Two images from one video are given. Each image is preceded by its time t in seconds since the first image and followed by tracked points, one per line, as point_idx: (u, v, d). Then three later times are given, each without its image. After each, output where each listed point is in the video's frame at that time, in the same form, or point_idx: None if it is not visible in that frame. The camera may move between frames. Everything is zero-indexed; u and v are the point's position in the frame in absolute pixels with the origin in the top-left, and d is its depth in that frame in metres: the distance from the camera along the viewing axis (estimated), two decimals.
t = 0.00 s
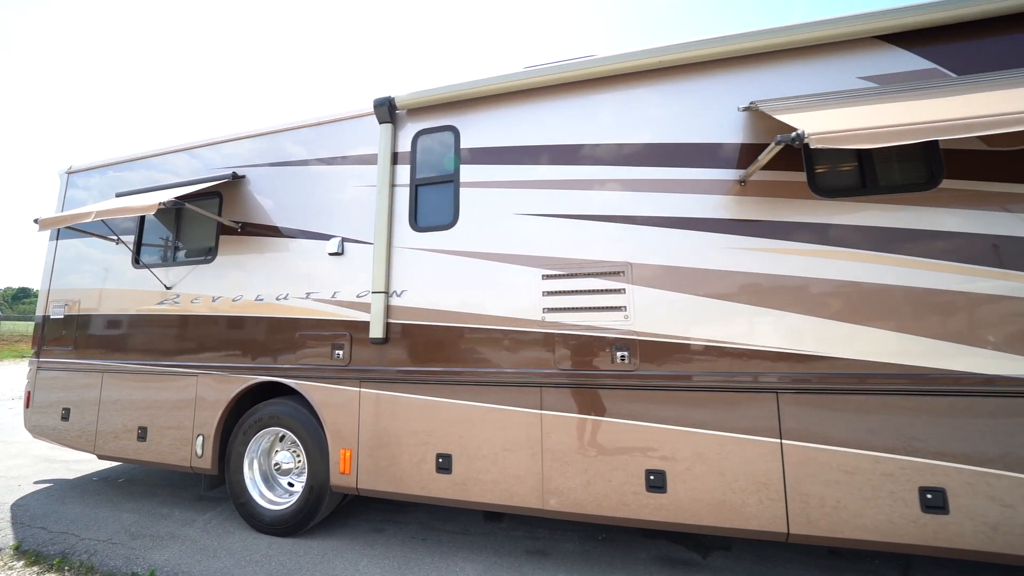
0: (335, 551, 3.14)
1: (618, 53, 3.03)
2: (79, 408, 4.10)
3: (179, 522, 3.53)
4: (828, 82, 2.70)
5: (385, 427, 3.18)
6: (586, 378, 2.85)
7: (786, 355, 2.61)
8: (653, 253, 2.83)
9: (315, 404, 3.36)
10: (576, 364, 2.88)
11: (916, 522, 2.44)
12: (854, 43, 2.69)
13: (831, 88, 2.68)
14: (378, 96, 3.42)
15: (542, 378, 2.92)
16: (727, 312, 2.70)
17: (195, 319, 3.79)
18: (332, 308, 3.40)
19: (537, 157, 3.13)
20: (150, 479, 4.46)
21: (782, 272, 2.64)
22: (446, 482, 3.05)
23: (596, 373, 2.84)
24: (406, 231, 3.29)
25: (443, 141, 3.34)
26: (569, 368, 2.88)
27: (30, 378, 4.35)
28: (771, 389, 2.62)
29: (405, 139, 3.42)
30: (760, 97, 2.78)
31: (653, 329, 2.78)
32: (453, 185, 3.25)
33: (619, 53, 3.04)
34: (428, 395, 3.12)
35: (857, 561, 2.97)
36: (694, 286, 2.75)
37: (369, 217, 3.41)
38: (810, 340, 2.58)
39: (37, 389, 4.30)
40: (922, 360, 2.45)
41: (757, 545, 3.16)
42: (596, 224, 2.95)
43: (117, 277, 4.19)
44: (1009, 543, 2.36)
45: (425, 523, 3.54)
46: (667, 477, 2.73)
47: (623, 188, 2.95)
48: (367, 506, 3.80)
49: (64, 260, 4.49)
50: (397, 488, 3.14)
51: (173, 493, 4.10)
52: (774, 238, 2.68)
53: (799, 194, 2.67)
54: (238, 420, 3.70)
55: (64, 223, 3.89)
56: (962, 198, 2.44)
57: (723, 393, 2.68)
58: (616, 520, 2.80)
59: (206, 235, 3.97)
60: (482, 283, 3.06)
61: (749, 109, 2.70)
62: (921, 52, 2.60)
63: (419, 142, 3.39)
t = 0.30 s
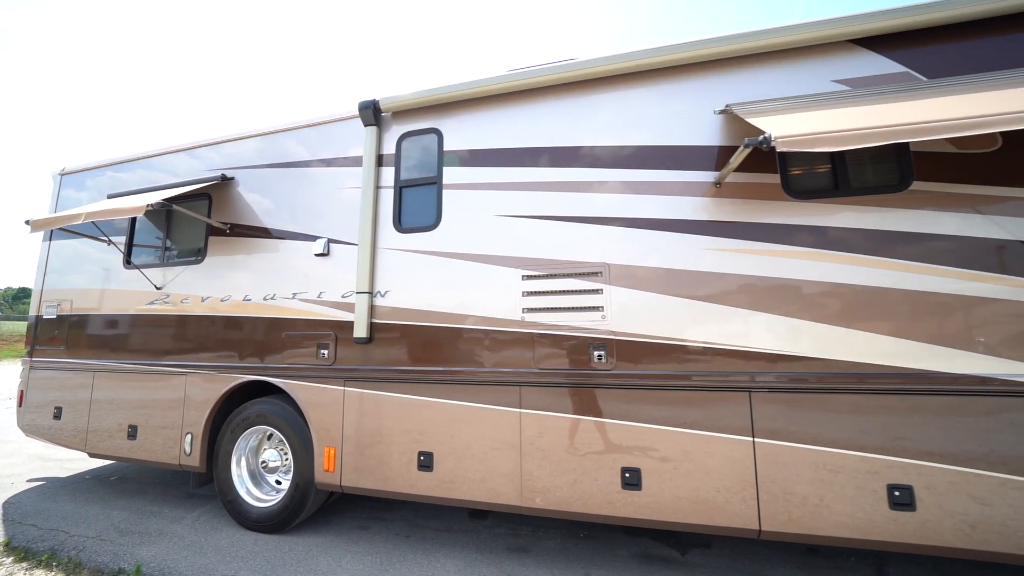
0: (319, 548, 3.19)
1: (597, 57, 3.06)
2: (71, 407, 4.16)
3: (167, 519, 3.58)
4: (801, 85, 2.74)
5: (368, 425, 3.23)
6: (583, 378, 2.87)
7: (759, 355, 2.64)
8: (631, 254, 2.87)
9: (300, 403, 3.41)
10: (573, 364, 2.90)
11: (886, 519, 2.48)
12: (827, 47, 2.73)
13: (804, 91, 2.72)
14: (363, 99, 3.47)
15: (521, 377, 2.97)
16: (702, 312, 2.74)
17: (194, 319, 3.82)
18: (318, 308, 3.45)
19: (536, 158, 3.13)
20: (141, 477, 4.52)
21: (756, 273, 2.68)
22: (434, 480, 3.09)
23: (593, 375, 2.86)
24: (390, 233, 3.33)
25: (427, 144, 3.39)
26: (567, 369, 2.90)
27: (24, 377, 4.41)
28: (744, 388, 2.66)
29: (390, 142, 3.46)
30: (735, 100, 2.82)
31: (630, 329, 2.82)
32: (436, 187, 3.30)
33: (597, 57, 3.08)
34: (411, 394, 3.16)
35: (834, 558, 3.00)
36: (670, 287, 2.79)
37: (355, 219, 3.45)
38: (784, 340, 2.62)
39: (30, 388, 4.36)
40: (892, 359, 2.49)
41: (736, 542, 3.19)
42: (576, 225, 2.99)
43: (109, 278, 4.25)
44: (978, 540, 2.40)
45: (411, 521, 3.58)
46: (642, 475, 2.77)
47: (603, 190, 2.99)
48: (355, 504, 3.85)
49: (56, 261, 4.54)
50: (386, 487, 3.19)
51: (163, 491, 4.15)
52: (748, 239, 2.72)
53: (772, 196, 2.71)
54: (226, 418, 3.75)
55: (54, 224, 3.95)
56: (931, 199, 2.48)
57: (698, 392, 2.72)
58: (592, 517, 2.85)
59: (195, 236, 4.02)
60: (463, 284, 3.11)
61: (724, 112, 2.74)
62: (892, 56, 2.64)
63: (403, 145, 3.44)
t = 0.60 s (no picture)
0: (304, 544, 3.24)
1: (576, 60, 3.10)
2: (62, 406, 4.21)
3: (156, 516, 3.64)
4: (775, 89, 2.79)
5: (351, 423, 3.28)
6: (585, 378, 2.88)
7: (732, 354, 2.70)
8: (608, 255, 2.92)
9: (286, 402, 3.46)
10: (574, 364, 2.90)
11: (853, 515, 2.53)
12: (801, 52, 2.77)
13: (778, 95, 2.77)
14: (349, 101, 3.51)
15: (500, 376, 3.02)
16: (677, 312, 2.78)
17: (193, 319, 3.83)
18: (303, 308, 3.50)
19: (537, 159, 3.14)
20: (132, 474, 4.57)
21: (729, 274, 2.73)
22: (423, 478, 3.13)
23: (595, 374, 2.87)
24: (374, 234, 3.38)
25: (410, 146, 3.43)
26: (569, 368, 2.91)
27: (16, 376, 4.47)
28: (717, 387, 2.71)
29: (375, 144, 3.51)
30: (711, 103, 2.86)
31: (607, 329, 2.87)
32: (419, 189, 3.34)
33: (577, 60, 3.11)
34: (394, 393, 3.21)
35: (810, 554, 3.04)
36: (647, 287, 2.84)
37: (340, 220, 3.50)
38: (756, 339, 2.67)
39: (22, 387, 4.42)
40: (860, 358, 2.54)
41: (714, 538, 3.24)
42: (555, 227, 3.03)
43: (100, 278, 4.30)
44: (943, 535, 2.45)
45: (395, 518, 3.63)
46: (616, 472, 2.82)
47: (582, 192, 3.03)
48: (341, 501, 3.90)
49: (48, 261, 4.60)
50: (378, 485, 3.22)
51: (153, 488, 4.20)
52: (721, 240, 2.77)
53: (746, 198, 2.76)
54: (214, 417, 3.80)
55: (44, 225, 4.00)
56: (899, 202, 2.54)
57: (673, 391, 2.77)
58: (569, 514, 2.90)
59: (184, 236, 4.07)
60: (445, 285, 3.16)
61: (699, 115, 2.78)
62: (864, 61, 2.69)
63: (388, 147, 3.48)
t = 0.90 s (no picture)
0: (288, 541, 3.29)
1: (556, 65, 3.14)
2: (53, 406, 4.26)
3: (144, 514, 3.68)
4: (749, 93, 2.84)
5: (335, 422, 3.33)
6: (584, 378, 2.89)
7: (705, 354, 2.74)
8: (586, 257, 2.96)
9: (272, 402, 3.51)
10: (574, 364, 2.92)
11: (822, 513, 2.58)
12: (779, 56, 2.81)
13: (751, 99, 2.82)
14: (333, 105, 3.55)
15: (480, 377, 3.07)
16: (652, 313, 2.83)
17: (192, 319, 3.84)
18: (289, 309, 3.55)
19: (537, 160, 3.15)
20: (124, 473, 4.62)
21: (704, 276, 2.77)
22: (412, 477, 3.17)
23: (594, 374, 2.89)
24: (359, 236, 3.42)
25: (394, 149, 3.48)
26: (567, 369, 2.92)
27: (8, 376, 4.52)
28: (691, 387, 2.76)
29: (360, 147, 3.56)
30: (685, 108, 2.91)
31: (584, 329, 2.91)
32: (402, 191, 3.39)
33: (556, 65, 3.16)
34: (377, 393, 3.26)
35: (786, 552, 3.08)
36: (623, 289, 2.88)
37: (325, 222, 3.55)
38: (729, 340, 2.72)
39: (14, 388, 4.47)
40: (830, 358, 2.59)
41: (693, 536, 3.28)
42: (536, 229, 3.07)
43: (91, 279, 4.35)
44: (911, 533, 2.49)
45: (381, 516, 3.68)
46: (592, 470, 2.87)
47: (562, 195, 3.07)
48: (328, 500, 3.95)
49: (40, 262, 4.65)
50: (368, 484, 3.25)
51: (143, 487, 4.25)
52: (697, 242, 2.81)
53: (721, 201, 2.80)
54: (202, 416, 3.85)
55: (35, 227, 4.05)
56: (868, 205, 2.59)
57: (648, 391, 2.82)
58: (548, 512, 2.94)
59: (173, 238, 4.11)
60: (426, 286, 3.20)
61: (675, 119, 2.82)
62: (838, 64, 2.73)
63: (373, 151, 3.53)
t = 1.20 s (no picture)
0: (274, 539, 3.33)
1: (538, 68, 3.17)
2: (44, 406, 4.31)
3: (134, 512, 3.73)
4: (726, 97, 2.88)
5: (320, 421, 3.37)
6: (582, 378, 2.91)
7: (682, 354, 2.77)
8: (565, 258, 3.00)
9: (259, 401, 3.55)
10: (571, 364, 2.93)
11: (793, 511, 2.62)
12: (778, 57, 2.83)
13: (727, 102, 2.86)
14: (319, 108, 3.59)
15: (461, 377, 3.11)
16: (631, 314, 2.86)
17: (191, 320, 3.85)
18: (277, 310, 3.59)
19: (537, 161, 3.15)
20: (115, 472, 4.67)
21: (681, 278, 2.81)
22: (399, 477, 3.20)
23: (593, 375, 2.90)
24: (344, 237, 3.47)
25: (379, 151, 3.52)
26: (564, 369, 2.93)
27: (1, 376, 4.58)
28: (667, 387, 2.80)
29: (346, 149, 3.60)
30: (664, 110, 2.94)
31: (563, 330, 2.95)
32: (387, 194, 3.43)
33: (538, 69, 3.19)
34: (362, 393, 3.30)
35: (765, 549, 3.12)
36: (601, 290, 2.92)
37: (311, 224, 3.59)
38: (704, 340, 2.75)
39: (6, 388, 4.52)
40: (803, 359, 2.63)
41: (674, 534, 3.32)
42: (518, 231, 3.11)
43: (82, 280, 4.39)
44: (881, 530, 2.53)
45: (367, 514, 3.72)
46: (570, 469, 2.91)
47: (544, 197, 3.11)
48: (316, 499, 4.00)
49: (32, 263, 4.69)
50: (357, 484, 3.30)
51: (134, 486, 4.30)
52: (674, 244, 2.85)
53: (699, 203, 2.84)
54: (191, 416, 3.89)
55: (25, 228, 4.10)
56: (841, 207, 2.63)
57: (625, 390, 2.86)
58: (529, 510, 2.98)
59: (163, 239, 4.15)
60: (409, 287, 3.24)
61: (652, 123, 2.86)
62: (813, 68, 2.77)
63: (359, 153, 3.57)
